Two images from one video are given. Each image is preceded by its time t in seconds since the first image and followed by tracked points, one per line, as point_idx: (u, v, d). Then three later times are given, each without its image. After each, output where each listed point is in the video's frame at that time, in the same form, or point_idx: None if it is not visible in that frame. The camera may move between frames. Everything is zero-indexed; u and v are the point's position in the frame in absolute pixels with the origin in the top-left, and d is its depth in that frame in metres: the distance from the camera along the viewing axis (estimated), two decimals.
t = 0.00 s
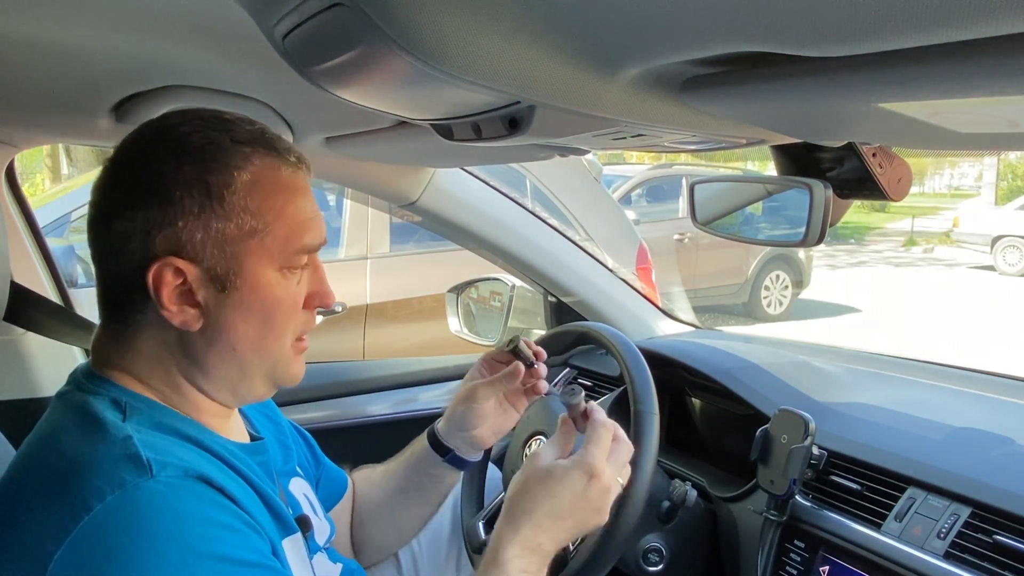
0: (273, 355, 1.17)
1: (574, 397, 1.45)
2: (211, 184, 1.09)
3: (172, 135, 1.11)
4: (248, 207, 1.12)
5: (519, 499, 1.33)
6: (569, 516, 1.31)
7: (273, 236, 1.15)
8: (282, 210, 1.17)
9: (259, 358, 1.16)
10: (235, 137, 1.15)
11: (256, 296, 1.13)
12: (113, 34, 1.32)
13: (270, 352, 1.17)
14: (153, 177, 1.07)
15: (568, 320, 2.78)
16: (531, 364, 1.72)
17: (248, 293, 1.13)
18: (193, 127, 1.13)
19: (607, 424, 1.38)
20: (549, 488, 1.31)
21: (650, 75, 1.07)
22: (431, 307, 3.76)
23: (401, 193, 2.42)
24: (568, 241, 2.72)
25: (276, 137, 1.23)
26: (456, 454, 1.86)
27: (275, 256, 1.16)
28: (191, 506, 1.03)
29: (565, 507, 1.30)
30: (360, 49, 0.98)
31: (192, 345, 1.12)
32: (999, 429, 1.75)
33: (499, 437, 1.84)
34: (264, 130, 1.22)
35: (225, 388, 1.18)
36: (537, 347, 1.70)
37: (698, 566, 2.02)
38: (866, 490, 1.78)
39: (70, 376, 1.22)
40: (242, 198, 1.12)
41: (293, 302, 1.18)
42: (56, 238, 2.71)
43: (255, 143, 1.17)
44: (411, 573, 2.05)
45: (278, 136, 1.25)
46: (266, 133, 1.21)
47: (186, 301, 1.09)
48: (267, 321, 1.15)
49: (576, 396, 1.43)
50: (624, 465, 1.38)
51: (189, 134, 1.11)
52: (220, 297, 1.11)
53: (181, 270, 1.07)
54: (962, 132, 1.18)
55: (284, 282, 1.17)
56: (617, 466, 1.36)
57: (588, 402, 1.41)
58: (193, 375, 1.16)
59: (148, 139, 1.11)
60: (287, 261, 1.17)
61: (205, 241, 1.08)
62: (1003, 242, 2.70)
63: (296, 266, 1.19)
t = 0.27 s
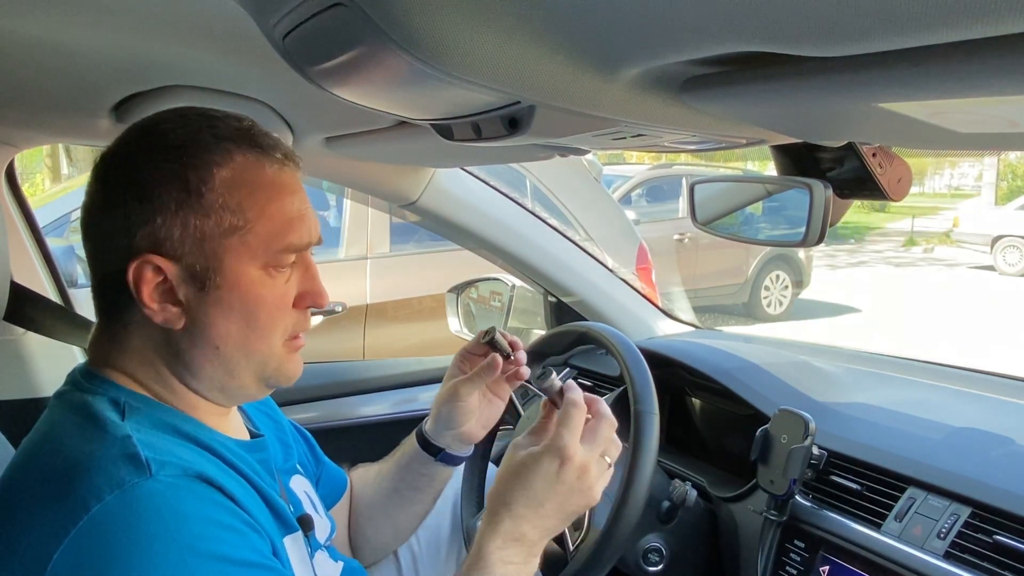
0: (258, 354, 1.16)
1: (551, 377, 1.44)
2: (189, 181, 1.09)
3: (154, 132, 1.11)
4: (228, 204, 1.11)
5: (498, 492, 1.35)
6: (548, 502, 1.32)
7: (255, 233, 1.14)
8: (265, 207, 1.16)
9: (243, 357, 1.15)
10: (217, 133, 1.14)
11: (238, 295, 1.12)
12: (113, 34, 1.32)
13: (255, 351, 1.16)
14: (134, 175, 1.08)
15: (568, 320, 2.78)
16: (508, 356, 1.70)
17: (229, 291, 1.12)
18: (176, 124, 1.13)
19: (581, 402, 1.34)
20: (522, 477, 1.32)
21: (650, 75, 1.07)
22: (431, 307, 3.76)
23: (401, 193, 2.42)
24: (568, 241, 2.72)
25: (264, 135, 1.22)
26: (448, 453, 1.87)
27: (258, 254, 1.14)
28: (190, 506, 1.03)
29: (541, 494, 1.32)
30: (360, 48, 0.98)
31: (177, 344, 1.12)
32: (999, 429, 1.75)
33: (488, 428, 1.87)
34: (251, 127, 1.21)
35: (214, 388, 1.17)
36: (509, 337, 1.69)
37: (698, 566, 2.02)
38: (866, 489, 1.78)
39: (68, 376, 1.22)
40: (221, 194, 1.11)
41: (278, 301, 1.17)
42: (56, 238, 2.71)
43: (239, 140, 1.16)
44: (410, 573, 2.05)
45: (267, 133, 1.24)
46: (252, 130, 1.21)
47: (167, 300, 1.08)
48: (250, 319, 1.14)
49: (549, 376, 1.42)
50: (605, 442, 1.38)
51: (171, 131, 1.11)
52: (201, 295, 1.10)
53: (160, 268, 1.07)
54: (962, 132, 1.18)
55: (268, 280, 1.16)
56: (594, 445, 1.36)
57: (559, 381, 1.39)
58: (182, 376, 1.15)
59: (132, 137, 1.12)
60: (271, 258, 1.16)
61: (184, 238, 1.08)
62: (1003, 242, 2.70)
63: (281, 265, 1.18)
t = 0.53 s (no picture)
0: (245, 353, 1.15)
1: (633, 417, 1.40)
2: (168, 179, 1.09)
3: (136, 130, 1.11)
4: (207, 201, 1.11)
5: (559, 518, 1.32)
6: (607, 543, 1.29)
7: (236, 230, 1.13)
8: (247, 204, 1.15)
9: (228, 355, 1.14)
10: (197, 130, 1.14)
11: (220, 293, 1.11)
12: (113, 34, 1.32)
13: (241, 350, 1.15)
14: (116, 174, 1.08)
15: (568, 320, 2.78)
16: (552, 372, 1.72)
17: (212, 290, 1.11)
18: (158, 121, 1.13)
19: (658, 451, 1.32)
20: (590, 514, 1.29)
21: (650, 75, 1.07)
22: (431, 307, 3.76)
23: (401, 193, 2.42)
24: (568, 241, 2.72)
25: (250, 130, 1.21)
26: (471, 460, 1.86)
27: (241, 251, 1.13)
28: (193, 505, 1.03)
29: (603, 534, 1.28)
30: (360, 48, 0.98)
31: (166, 344, 1.12)
32: (999, 429, 1.75)
33: (512, 442, 1.84)
34: (237, 123, 1.20)
35: (208, 383, 1.17)
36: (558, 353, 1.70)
37: (698, 566, 2.02)
38: (866, 490, 1.78)
39: (68, 376, 1.22)
40: (200, 192, 1.10)
41: (262, 298, 1.16)
42: (56, 238, 2.71)
43: (223, 136, 1.16)
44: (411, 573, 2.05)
45: (254, 129, 1.23)
46: (237, 126, 1.20)
47: (151, 299, 1.09)
48: (234, 318, 1.13)
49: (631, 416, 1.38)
50: (674, 495, 1.33)
51: (151, 129, 1.11)
52: (183, 293, 1.10)
53: (142, 267, 1.07)
54: (963, 132, 1.18)
55: (252, 279, 1.15)
56: (665, 496, 1.32)
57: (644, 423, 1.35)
58: (173, 374, 1.16)
59: (117, 136, 1.12)
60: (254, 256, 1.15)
61: (164, 236, 1.08)
62: (1003, 242, 2.70)
63: (266, 264, 1.16)
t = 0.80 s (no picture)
0: (248, 358, 1.15)
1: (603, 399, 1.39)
2: (175, 184, 1.09)
3: (142, 134, 1.11)
4: (214, 207, 1.11)
5: (539, 509, 1.31)
6: (587, 529, 1.28)
7: (242, 236, 1.13)
8: (253, 210, 1.15)
9: (232, 360, 1.14)
10: (205, 136, 1.14)
11: (225, 298, 1.12)
12: (113, 34, 1.32)
13: (245, 354, 1.15)
14: (120, 178, 1.08)
15: (568, 320, 2.78)
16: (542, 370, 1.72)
17: (217, 295, 1.11)
18: (166, 126, 1.13)
19: (630, 432, 1.31)
20: (567, 500, 1.29)
21: (650, 75, 1.07)
22: (431, 308, 3.76)
23: (401, 193, 2.42)
24: (568, 242, 2.72)
25: (257, 137, 1.22)
26: (467, 461, 1.86)
27: (246, 257, 1.14)
28: (190, 507, 1.03)
29: (583, 520, 1.28)
30: (360, 48, 0.98)
31: (169, 346, 1.12)
32: (999, 429, 1.75)
33: (507, 440, 1.85)
34: (244, 130, 1.21)
35: (208, 389, 1.17)
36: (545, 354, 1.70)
37: (698, 566, 2.02)
38: (866, 490, 1.78)
39: (67, 376, 1.22)
40: (207, 197, 1.11)
41: (267, 304, 1.16)
42: (56, 238, 2.71)
43: (230, 142, 1.16)
44: (411, 573, 2.05)
45: (260, 135, 1.24)
46: (245, 133, 1.20)
47: (154, 302, 1.09)
48: (238, 323, 1.13)
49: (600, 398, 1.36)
50: (651, 475, 1.33)
51: (158, 133, 1.11)
52: (187, 298, 1.10)
53: (146, 270, 1.07)
54: (962, 132, 1.18)
55: (257, 284, 1.15)
56: (641, 476, 1.31)
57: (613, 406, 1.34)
58: (173, 377, 1.16)
59: (122, 139, 1.12)
60: (259, 262, 1.15)
61: (169, 240, 1.08)
62: (1003, 242, 2.70)
63: (270, 270, 1.17)
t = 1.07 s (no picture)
0: (274, 359, 1.18)
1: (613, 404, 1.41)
2: (207, 194, 1.08)
3: (166, 141, 1.09)
4: (246, 215, 1.11)
5: (539, 508, 1.31)
6: (587, 530, 1.28)
7: (272, 243, 1.15)
8: (282, 216, 1.16)
9: (259, 362, 1.16)
10: (230, 141, 1.13)
11: (256, 304, 1.13)
12: (114, 34, 1.32)
13: (272, 356, 1.17)
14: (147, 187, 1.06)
15: (568, 320, 2.78)
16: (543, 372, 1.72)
17: (248, 301, 1.13)
18: (189, 132, 1.11)
19: (635, 436, 1.32)
20: (568, 500, 1.28)
21: (650, 75, 1.07)
22: (431, 308, 3.76)
23: (401, 193, 2.42)
24: (568, 241, 2.72)
25: (273, 139, 1.21)
26: (469, 462, 1.87)
27: (275, 263, 1.15)
28: (191, 507, 1.03)
29: (583, 521, 1.28)
30: (360, 48, 0.98)
31: (193, 352, 1.13)
32: (999, 429, 1.75)
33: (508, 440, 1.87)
34: (260, 132, 1.20)
35: (228, 392, 1.19)
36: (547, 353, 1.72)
37: (698, 566, 2.02)
38: (866, 490, 1.78)
39: (68, 377, 1.22)
40: (239, 206, 1.11)
41: (293, 307, 1.18)
42: (56, 238, 2.71)
43: (252, 147, 1.15)
44: (411, 573, 2.05)
45: (275, 135, 1.23)
46: (262, 135, 1.19)
47: (185, 311, 1.09)
48: (267, 327, 1.15)
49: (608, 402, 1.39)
50: (655, 480, 1.33)
51: (182, 140, 1.09)
52: (219, 305, 1.11)
53: (179, 280, 1.07)
54: (962, 132, 1.18)
55: (285, 288, 1.17)
56: (644, 481, 1.31)
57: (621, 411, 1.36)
58: (192, 379, 1.16)
59: (142, 145, 1.09)
60: (287, 266, 1.17)
61: (203, 250, 1.08)
62: (1003, 242, 2.70)
63: (295, 273, 1.19)
